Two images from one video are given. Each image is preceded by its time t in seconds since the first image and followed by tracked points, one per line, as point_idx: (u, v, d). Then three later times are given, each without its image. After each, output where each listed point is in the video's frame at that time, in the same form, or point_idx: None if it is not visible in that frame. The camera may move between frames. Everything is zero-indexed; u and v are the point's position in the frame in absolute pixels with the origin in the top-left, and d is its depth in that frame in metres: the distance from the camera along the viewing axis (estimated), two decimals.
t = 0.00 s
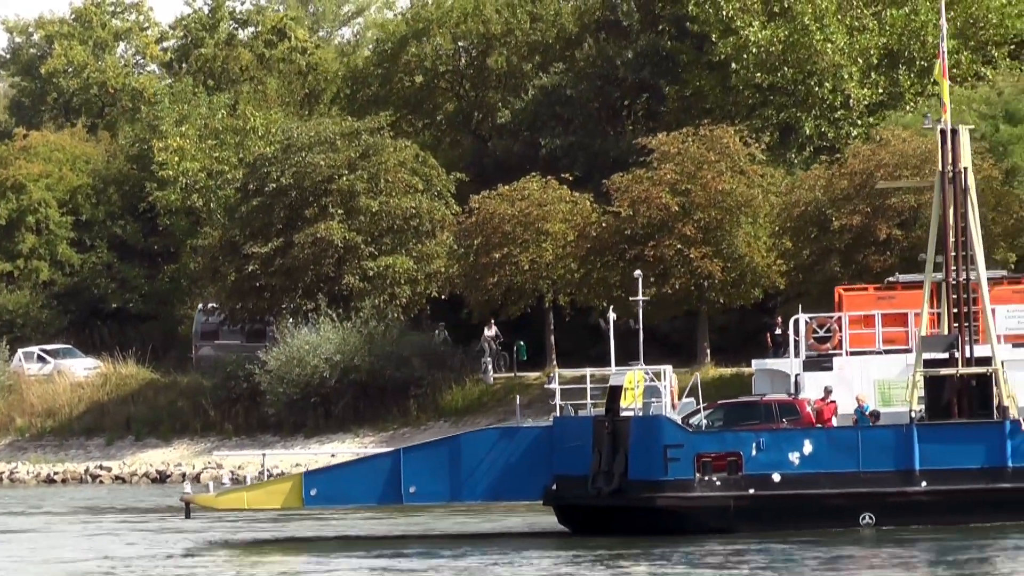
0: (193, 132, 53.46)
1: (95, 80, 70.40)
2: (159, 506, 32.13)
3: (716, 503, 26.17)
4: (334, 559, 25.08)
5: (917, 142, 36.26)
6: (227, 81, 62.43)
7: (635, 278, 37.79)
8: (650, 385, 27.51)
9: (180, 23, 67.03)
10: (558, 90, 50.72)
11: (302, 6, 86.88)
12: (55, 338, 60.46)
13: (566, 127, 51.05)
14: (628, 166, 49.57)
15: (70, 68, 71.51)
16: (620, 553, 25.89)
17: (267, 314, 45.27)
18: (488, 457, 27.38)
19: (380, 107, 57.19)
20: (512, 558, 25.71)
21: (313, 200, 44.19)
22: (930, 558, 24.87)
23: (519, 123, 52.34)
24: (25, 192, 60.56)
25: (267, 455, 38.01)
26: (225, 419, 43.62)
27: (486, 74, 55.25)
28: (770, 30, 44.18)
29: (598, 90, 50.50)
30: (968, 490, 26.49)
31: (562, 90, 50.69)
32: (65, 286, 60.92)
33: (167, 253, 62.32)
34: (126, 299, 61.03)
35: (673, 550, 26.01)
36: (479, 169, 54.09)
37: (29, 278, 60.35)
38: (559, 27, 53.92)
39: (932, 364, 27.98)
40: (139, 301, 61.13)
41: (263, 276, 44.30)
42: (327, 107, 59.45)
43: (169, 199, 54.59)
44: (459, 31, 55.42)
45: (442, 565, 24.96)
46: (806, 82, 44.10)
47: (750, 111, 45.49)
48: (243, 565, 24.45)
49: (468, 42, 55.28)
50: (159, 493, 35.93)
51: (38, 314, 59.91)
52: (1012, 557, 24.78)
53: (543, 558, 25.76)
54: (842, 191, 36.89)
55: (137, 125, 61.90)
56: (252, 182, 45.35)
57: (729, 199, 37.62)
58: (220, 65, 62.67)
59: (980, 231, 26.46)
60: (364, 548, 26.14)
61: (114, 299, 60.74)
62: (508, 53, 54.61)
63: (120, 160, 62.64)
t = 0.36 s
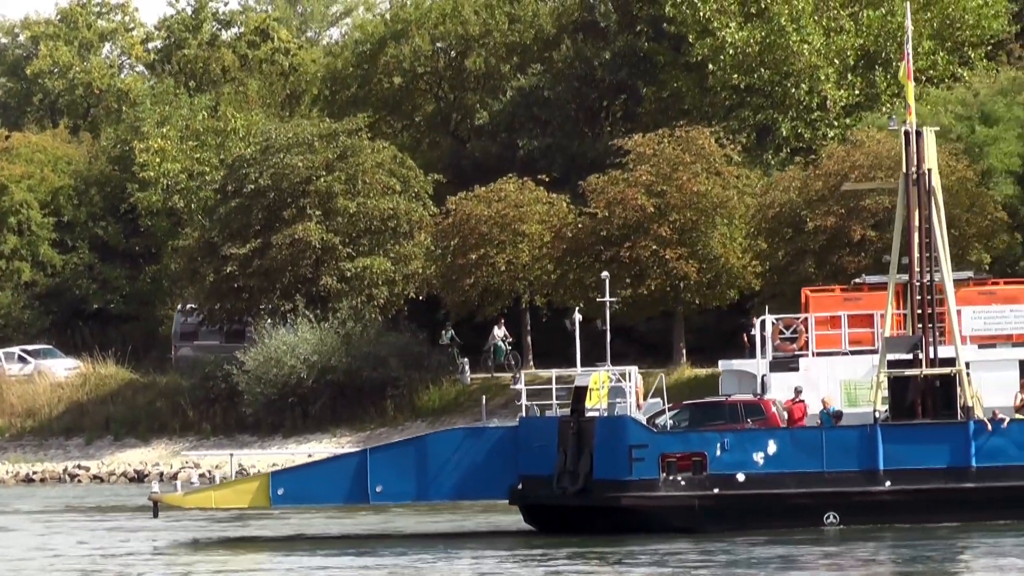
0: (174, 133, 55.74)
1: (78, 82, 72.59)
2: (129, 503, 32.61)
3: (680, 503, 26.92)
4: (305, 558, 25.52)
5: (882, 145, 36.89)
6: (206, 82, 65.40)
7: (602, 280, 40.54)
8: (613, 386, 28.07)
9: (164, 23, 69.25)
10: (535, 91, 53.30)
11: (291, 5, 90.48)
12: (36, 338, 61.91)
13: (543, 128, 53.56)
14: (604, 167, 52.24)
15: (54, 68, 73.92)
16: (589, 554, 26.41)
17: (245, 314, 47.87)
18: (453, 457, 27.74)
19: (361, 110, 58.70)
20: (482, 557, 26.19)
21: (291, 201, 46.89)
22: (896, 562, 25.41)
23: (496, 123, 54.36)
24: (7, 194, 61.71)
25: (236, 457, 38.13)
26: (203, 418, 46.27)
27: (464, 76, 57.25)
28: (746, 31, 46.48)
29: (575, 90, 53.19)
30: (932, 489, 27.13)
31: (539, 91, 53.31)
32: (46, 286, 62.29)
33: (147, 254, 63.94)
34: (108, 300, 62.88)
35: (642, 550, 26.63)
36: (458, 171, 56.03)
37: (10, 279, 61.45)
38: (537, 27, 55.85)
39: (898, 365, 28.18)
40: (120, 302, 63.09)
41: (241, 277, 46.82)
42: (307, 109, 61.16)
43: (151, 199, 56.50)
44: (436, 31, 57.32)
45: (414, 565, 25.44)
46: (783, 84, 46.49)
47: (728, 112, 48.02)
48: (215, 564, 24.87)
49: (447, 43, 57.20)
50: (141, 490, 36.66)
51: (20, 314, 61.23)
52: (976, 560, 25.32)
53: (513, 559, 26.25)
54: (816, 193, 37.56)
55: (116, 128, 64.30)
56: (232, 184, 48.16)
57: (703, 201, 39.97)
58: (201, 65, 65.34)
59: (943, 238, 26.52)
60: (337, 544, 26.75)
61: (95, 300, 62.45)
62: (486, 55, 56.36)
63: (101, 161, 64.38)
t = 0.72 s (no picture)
0: (154, 133, 58.30)
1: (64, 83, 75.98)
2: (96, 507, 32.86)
3: (646, 505, 27.06)
4: (274, 565, 25.54)
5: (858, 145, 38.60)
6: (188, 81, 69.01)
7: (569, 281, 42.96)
8: (579, 387, 28.24)
9: (147, 24, 72.62)
10: (513, 91, 57.18)
11: (280, 6, 96.85)
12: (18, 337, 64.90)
13: (519, 128, 57.48)
14: (580, 165, 55.96)
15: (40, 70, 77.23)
16: (557, 558, 26.46)
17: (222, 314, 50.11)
18: (419, 459, 27.85)
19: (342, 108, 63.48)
20: (451, 562, 26.24)
21: (269, 202, 48.94)
22: (865, 565, 25.45)
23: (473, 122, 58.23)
24: None
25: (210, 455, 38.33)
26: (181, 420, 47.84)
27: (443, 76, 61.55)
28: (722, 32, 49.37)
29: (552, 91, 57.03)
30: (897, 491, 27.24)
31: (516, 91, 57.15)
32: (27, 286, 65.23)
33: (128, 254, 67.26)
34: (88, 300, 65.92)
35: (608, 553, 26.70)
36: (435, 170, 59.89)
37: None
38: (514, 27, 60.10)
39: (862, 366, 28.31)
40: (101, 301, 66.13)
41: (219, 278, 48.96)
42: (287, 108, 65.20)
43: (131, 199, 58.48)
44: (414, 32, 61.38)
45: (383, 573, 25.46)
46: (759, 83, 49.38)
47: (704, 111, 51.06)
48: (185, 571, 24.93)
49: (425, 42, 61.33)
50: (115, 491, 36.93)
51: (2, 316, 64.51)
52: (944, 563, 25.37)
53: (481, 562, 26.30)
54: (790, 193, 39.17)
55: (97, 131, 67.27)
56: (209, 184, 50.32)
57: (676, 201, 42.52)
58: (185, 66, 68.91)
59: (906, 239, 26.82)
60: (306, 549, 26.88)
61: (77, 300, 65.53)
62: (465, 54, 60.34)
63: (82, 161, 67.35)
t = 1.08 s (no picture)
0: (136, 136, 59.46)
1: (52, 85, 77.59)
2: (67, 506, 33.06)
3: (611, 504, 27.20)
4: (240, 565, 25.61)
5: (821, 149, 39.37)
6: (170, 83, 71.12)
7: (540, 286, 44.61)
8: (546, 386, 28.38)
9: (131, 26, 74.41)
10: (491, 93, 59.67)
11: (270, 7, 98.83)
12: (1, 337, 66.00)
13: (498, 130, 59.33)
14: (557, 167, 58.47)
15: (26, 71, 78.60)
16: (522, 556, 26.53)
17: (202, 315, 51.41)
18: (386, 458, 28.01)
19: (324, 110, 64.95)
20: (416, 561, 26.29)
21: (247, 203, 50.32)
22: (829, 565, 25.49)
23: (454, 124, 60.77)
24: None
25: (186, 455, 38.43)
26: (159, 419, 48.41)
27: (423, 79, 63.22)
28: (700, 36, 50.46)
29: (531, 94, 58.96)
30: (861, 490, 27.35)
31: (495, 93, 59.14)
32: (10, 287, 66.45)
33: (109, 255, 68.56)
34: (70, 300, 67.20)
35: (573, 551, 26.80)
36: (413, 173, 62.18)
37: None
38: (493, 31, 62.20)
39: (827, 366, 28.48)
40: (82, 302, 67.38)
41: (197, 278, 50.29)
42: (268, 110, 66.39)
43: (112, 200, 59.47)
44: (394, 35, 63.09)
45: (348, 573, 25.52)
46: (736, 87, 50.12)
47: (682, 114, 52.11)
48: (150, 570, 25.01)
49: (405, 45, 62.94)
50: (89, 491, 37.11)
51: None
52: (908, 563, 25.42)
53: (447, 561, 26.36)
54: (762, 196, 40.54)
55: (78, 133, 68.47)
56: (188, 185, 51.45)
57: (652, 204, 43.44)
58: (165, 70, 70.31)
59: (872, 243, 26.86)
60: (272, 548, 26.98)
61: (58, 300, 66.71)
62: (444, 58, 62.64)
63: (63, 163, 68.53)
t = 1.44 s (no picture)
0: (117, 136, 60.70)
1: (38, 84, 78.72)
2: (39, 506, 33.22)
3: (577, 504, 27.36)
4: (209, 564, 25.74)
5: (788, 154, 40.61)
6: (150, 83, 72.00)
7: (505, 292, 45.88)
8: (513, 387, 28.56)
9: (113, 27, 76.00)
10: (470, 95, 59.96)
11: (258, 8, 100.15)
12: None
13: (476, 131, 60.20)
14: (535, 168, 59.08)
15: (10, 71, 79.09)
16: (489, 557, 26.66)
17: (181, 316, 52.14)
18: (354, 459, 28.15)
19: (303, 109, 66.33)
20: (384, 562, 26.41)
21: (225, 203, 51.10)
22: (794, 566, 25.60)
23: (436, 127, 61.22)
24: None
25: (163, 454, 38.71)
26: (139, 420, 49.73)
27: (400, 79, 63.90)
28: (677, 36, 51.73)
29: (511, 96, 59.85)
30: (826, 490, 27.44)
31: (474, 94, 60.06)
32: None
33: (91, 254, 69.62)
34: (52, 301, 67.91)
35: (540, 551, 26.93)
36: (393, 173, 63.16)
37: None
38: (472, 32, 62.57)
39: (792, 367, 28.59)
40: (64, 304, 68.00)
41: (175, 279, 50.99)
42: (248, 112, 67.69)
43: (94, 199, 60.54)
44: (372, 36, 63.90)
45: (316, 572, 25.64)
46: (713, 87, 51.41)
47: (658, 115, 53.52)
48: (119, 568, 25.14)
49: (383, 46, 63.74)
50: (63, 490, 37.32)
51: None
52: (872, 564, 25.52)
53: (414, 562, 26.47)
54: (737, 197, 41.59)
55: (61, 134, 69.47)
56: (167, 186, 52.24)
57: (628, 204, 44.60)
58: (146, 69, 71.74)
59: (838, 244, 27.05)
60: (240, 548, 27.09)
61: (39, 301, 67.55)
62: (423, 58, 63.11)
63: (45, 163, 69.30)
